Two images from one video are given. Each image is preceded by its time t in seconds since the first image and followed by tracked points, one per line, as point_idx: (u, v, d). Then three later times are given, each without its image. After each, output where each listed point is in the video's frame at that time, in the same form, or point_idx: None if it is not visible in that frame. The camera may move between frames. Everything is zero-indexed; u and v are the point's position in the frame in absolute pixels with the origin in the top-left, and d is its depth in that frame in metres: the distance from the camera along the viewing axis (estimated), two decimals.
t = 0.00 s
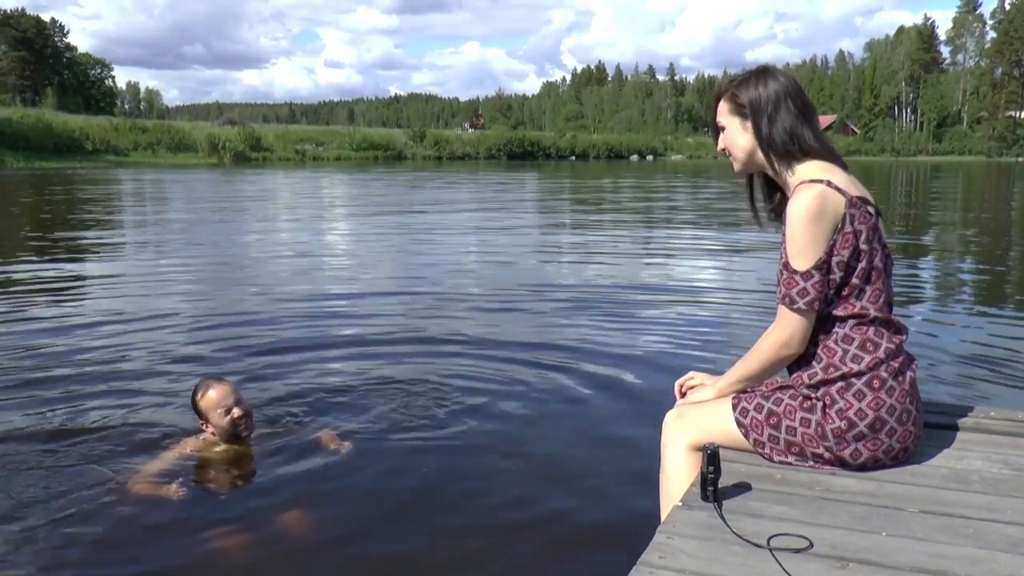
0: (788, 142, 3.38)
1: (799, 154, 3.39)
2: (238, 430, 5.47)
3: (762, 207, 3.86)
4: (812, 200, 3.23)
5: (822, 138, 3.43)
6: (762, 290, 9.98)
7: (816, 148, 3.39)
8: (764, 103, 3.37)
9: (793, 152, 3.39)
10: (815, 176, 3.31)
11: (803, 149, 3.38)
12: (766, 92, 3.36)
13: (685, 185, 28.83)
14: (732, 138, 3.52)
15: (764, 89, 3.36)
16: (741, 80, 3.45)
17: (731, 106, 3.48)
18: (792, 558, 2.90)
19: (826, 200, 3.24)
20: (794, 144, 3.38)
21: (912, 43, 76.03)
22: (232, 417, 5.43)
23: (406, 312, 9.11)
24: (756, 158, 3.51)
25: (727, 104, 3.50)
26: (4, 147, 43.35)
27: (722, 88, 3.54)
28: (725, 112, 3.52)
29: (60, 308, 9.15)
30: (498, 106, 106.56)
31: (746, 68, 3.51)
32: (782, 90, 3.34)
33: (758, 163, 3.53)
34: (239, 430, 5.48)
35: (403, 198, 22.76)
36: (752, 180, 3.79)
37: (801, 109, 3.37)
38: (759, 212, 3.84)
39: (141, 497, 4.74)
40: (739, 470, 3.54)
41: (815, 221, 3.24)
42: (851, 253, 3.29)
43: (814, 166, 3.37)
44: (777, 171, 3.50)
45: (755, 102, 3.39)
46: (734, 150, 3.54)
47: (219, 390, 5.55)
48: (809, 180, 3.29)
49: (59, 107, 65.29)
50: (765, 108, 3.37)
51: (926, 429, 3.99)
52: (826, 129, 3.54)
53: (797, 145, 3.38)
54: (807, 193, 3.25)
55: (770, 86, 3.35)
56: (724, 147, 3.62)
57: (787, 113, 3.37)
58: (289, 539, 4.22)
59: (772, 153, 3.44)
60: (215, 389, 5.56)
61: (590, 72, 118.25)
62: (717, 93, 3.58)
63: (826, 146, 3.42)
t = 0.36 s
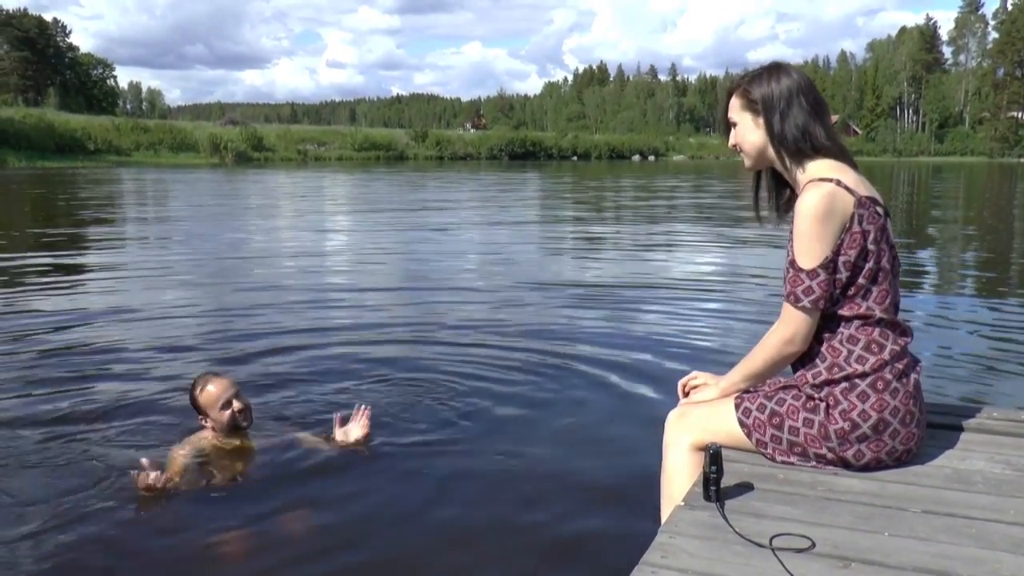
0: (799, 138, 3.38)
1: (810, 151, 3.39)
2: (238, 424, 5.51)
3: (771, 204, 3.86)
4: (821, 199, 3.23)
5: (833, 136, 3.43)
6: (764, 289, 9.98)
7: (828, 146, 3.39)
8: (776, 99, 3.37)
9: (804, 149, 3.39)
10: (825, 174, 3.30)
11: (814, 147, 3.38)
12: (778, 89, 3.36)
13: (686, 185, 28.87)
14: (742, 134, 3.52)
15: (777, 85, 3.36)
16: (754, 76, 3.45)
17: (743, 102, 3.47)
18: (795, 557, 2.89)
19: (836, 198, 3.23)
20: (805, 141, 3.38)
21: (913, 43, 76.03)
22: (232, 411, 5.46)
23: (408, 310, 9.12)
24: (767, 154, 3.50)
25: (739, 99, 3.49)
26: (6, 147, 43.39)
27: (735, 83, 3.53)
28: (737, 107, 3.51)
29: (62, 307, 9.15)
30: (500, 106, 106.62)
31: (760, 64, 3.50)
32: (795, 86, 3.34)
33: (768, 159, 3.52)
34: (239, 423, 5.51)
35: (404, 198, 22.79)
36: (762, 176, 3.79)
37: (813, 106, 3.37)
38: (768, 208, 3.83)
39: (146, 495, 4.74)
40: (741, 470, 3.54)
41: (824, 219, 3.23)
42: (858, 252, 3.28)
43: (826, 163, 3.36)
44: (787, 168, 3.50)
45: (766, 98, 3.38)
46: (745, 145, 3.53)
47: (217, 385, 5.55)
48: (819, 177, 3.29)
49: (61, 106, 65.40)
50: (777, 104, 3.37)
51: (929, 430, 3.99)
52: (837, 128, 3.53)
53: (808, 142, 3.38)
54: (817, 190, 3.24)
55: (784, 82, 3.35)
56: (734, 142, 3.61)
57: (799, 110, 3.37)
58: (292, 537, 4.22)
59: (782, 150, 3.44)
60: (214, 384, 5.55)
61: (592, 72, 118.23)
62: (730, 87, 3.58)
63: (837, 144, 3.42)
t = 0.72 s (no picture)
0: (800, 140, 3.37)
1: (812, 153, 3.38)
2: (233, 417, 5.58)
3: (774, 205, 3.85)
4: (822, 200, 3.22)
5: (835, 137, 3.42)
6: (766, 289, 9.97)
7: (829, 148, 3.38)
8: (777, 100, 3.36)
9: (805, 151, 3.38)
10: (827, 175, 3.29)
11: (816, 148, 3.37)
12: (779, 89, 3.35)
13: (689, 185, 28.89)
14: (743, 135, 3.52)
15: (777, 86, 3.35)
16: (755, 76, 3.44)
17: (744, 103, 3.47)
18: (796, 558, 2.89)
19: (838, 199, 3.23)
20: (807, 143, 3.38)
21: (916, 44, 75.95)
22: (226, 403, 5.54)
23: (410, 309, 9.12)
24: (768, 155, 3.50)
25: (740, 99, 3.49)
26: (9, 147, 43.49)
27: (737, 84, 3.53)
28: (738, 108, 3.51)
29: (63, 306, 9.16)
30: (502, 106, 106.67)
31: (761, 65, 3.50)
32: (796, 87, 3.34)
33: (769, 160, 3.52)
34: (234, 416, 5.59)
35: (406, 198, 22.80)
36: (764, 177, 3.78)
37: (814, 107, 3.36)
38: (770, 209, 3.83)
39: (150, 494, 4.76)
40: (743, 470, 3.53)
41: (826, 220, 3.23)
42: (861, 253, 3.28)
43: (827, 164, 3.36)
44: (788, 169, 3.49)
45: (767, 99, 3.38)
46: (746, 146, 3.53)
47: (212, 378, 5.66)
48: (821, 179, 3.28)
49: (63, 106, 65.51)
50: (778, 105, 3.37)
51: (933, 430, 3.98)
52: (839, 129, 3.53)
53: (809, 143, 3.37)
54: (818, 192, 3.23)
55: (784, 83, 3.35)
56: (736, 144, 3.61)
57: (800, 111, 3.36)
58: (293, 536, 4.23)
59: (783, 151, 3.43)
60: (207, 378, 5.67)
61: (594, 71, 118.20)
62: (731, 87, 3.58)
63: (839, 146, 3.41)
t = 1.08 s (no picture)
0: (797, 141, 3.37)
1: (808, 154, 3.38)
2: (235, 414, 5.60)
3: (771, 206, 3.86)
4: (820, 201, 3.22)
5: (830, 139, 3.43)
6: (768, 288, 9.96)
7: (824, 149, 3.38)
8: (773, 102, 3.36)
9: (801, 152, 3.39)
10: (824, 177, 3.30)
11: (812, 149, 3.38)
12: (774, 92, 3.35)
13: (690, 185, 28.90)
14: (739, 137, 3.52)
15: (773, 87, 3.35)
16: (750, 78, 3.44)
17: (740, 105, 3.47)
18: (798, 559, 2.89)
19: (835, 201, 3.23)
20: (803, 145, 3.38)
21: (918, 43, 75.92)
22: (229, 400, 5.56)
23: (411, 308, 9.13)
24: (764, 157, 3.50)
25: (735, 103, 3.49)
26: (11, 147, 43.54)
27: (732, 86, 3.53)
28: (734, 110, 3.52)
29: (65, 305, 9.15)
30: (503, 106, 106.67)
31: (756, 66, 3.50)
32: (791, 89, 3.33)
33: (766, 162, 3.52)
34: (237, 413, 5.60)
35: (407, 198, 22.82)
36: (760, 178, 3.79)
37: (809, 109, 3.37)
38: (768, 210, 3.83)
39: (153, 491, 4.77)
40: (745, 471, 3.54)
41: (824, 221, 3.23)
42: (860, 253, 3.28)
43: (823, 166, 3.36)
44: (784, 171, 3.50)
45: (763, 101, 3.38)
46: (743, 148, 3.53)
47: (215, 375, 5.68)
48: (818, 180, 3.28)
49: (65, 106, 65.53)
50: (773, 108, 3.37)
51: (933, 430, 3.99)
52: (835, 130, 3.53)
53: (805, 145, 3.38)
54: (814, 194, 3.24)
55: (780, 84, 3.35)
56: (733, 145, 3.61)
57: (796, 113, 3.36)
58: (295, 533, 4.23)
59: (780, 153, 3.44)
60: (212, 375, 5.67)
61: (595, 72, 118.22)
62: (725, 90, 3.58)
63: (836, 146, 3.42)
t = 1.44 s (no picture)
0: (795, 142, 3.38)
1: (806, 154, 3.39)
2: (235, 411, 5.60)
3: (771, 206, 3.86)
4: (818, 201, 3.23)
5: (829, 139, 3.43)
6: (770, 288, 9.96)
7: (823, 149, 3.39)
8: (770, 103, 3.37)
9: (800, 153, 3.39)
10: (823, 177, 3.30)
11: (810, 149, 3.38)
12: (771, 92, 3.36)
13: (691, 185, 28.89)
14: (738, 138, 3.52)
15: (770, 88, 3.36)
16: (748, 79, 3.45)
17: (738, 106, 3.48)
18: (799, 559, 2.90)
19: (834, 201, 3.23)
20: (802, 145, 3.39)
21: (920, 43, 75.83)
22: (229, 398, 5.56)
23: (413, 307, 9.13)
24: (762, 157, 3.51)
25: (733, 104, 3.50)
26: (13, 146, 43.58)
27: (729, 87, 3.53)
28: (732, 111, 3.52)
29: (66, 304, 9.16)
30: (504, 105, 106.65)
31: (753, 67, 3.50)
32: (789, 90, 3.34)
33: (764, 163, 3.52)
34: (237, 410, 5.60)
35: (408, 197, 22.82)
36: (759, 178, 3.79)
37: (807, 109, 3.37)
38: (768, 210, 3.83)
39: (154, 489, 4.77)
40: (746, 470, 3.54)
41: (823, 221, 3.24)
42: (859, 253, 3.28)
43: (821, 166, 3.36)
44: (783, 171, 3.50)
45: (761, 102, 3.38)
46: (741, 149, 3.54)
47: (215, 373, 5.66)
48: (816, 180, 3.29)
49: (67, 106, 65.64)
50: (770, 108, 3.37)
51: (934, 430, 3.99)
52: (833, 130, 3.53)
53: (804, 145, 3.38)
54: (812, 194, 3.24)
55: (777, 85, 3.35)
56: (731, 146, 3.62)
57: (794, 114, 3.37)
58: (297, 531, 4.23)
59: (778, 153, 3.44)
60: (211, 372, 5.66)
61: (597, 71, 118.24)
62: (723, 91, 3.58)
63: (834, 147, 3.42)
